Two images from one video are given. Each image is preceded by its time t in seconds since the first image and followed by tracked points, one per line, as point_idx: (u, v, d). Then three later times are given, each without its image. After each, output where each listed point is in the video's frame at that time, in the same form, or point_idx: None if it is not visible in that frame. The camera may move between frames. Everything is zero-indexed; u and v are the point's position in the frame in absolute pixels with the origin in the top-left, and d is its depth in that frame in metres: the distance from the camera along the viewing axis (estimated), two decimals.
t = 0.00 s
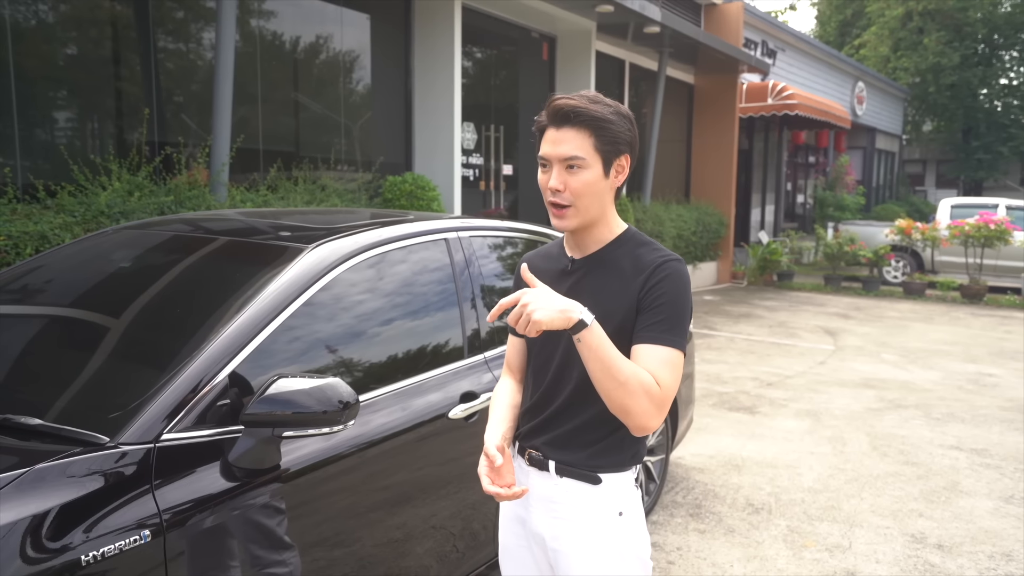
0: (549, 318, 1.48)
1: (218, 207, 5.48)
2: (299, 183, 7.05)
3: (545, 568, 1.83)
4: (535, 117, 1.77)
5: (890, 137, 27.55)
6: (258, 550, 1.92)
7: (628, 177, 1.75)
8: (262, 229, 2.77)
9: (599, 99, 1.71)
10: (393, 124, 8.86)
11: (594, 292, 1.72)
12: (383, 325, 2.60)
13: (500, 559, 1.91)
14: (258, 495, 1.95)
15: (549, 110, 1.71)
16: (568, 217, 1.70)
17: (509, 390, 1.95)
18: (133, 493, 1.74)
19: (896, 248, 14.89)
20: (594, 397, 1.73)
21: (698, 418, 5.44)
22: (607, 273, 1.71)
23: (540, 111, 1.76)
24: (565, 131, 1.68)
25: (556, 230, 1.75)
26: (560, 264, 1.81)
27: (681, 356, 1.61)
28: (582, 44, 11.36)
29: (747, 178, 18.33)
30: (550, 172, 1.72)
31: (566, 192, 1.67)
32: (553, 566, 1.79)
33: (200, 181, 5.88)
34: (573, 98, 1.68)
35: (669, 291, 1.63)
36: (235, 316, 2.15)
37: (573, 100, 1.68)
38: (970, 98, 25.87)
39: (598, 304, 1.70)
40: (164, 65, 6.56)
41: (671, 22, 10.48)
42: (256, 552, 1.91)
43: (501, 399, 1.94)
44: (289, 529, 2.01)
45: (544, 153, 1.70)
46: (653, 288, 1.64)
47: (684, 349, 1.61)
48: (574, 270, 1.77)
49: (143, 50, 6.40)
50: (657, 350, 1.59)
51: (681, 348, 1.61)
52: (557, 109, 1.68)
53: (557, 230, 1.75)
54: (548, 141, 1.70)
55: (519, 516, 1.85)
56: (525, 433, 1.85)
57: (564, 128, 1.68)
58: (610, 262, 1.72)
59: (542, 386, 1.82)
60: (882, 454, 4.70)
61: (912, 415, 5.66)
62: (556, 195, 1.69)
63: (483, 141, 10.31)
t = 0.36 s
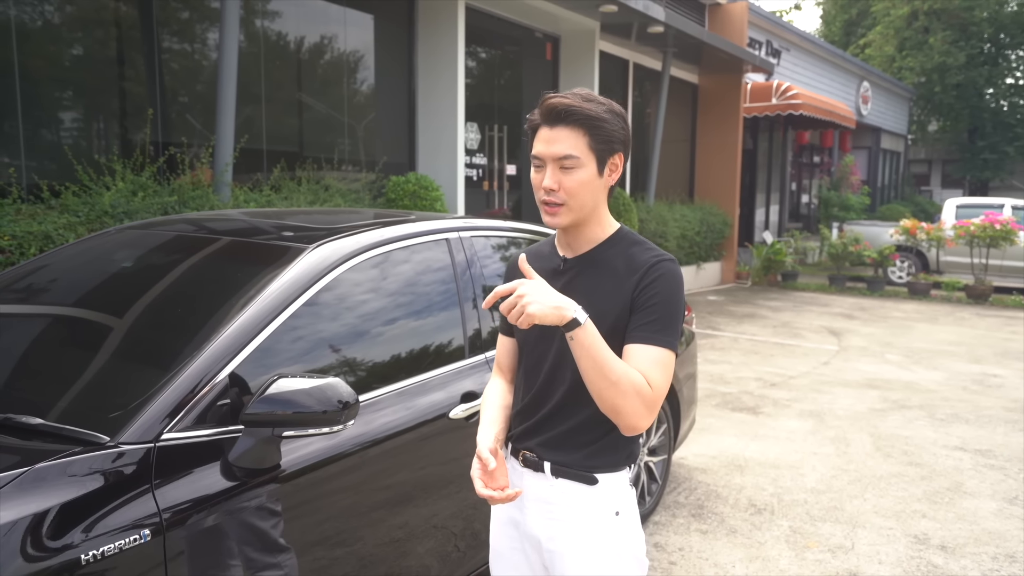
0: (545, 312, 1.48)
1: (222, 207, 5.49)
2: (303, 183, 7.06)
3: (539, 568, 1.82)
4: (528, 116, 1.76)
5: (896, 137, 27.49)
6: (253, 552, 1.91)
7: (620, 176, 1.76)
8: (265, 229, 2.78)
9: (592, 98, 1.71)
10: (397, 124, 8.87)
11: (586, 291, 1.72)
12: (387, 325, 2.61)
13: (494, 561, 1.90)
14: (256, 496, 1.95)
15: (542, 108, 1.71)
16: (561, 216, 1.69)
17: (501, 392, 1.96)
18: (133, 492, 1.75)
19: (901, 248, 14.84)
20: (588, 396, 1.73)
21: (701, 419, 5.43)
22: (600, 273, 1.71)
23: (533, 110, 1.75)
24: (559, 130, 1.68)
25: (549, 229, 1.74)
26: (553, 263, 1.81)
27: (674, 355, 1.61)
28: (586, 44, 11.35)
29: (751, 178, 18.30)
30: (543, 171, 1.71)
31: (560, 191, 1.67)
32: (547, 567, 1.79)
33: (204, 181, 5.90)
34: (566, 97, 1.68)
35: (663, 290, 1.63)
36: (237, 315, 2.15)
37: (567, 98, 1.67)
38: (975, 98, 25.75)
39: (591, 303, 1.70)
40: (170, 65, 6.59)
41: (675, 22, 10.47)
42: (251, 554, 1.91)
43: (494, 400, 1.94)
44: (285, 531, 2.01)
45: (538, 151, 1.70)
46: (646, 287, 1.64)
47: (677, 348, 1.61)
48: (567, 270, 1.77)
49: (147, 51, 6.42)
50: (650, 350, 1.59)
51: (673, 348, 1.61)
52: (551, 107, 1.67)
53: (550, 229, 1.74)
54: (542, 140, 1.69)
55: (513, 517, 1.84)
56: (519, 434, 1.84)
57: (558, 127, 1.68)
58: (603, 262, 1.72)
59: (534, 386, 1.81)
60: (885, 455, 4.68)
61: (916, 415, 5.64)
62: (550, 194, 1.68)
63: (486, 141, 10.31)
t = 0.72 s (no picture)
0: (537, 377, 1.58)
1: (225, 207, 5.51)
2: (305, 183, 7.07)
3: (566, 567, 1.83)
4: (551, 96, 1.73)
5: (900, 136, 27.43)
6: (243, 552, 1.90)
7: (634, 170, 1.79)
8: (266, 228, 2.79)
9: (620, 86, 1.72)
10: (400, 124, 8.87)
11: (602, 291, 1.70)
12: (390, 324, 2.62)
13: (508, 563, 1.89)
14: (251, 496, 1.95)
15: (575, 92, 1.69)
16: (585, 206, 1.69)
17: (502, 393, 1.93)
18: (131, 491, 1.76)
19: (905, 247, 14.80)
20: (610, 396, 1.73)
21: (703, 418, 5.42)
22: (614, 270, 1.71)
23: (559, 90, 1.73)
24: (593, 117, 1.68)
25: (562, 219, 1.73)
26: (557, 260, 1.78)
27: (705, 350, 1.64)
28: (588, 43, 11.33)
29: (755, 178, 18.27)
30: (569, 158, 1.70)
31: (589, 180, 1.67)
32: (577, 565, 1.80)
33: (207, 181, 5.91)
34: (601, 83, 1.68)
35: (683, 286, 1.64)
36: (238, 313, 2.16)
37: (602, 85, 1.67)
38: (981, 97, 25.65)
39: (608, 304, 1.69)
40: (175, 65, 6.61)
41: (678, 22, 10.46)
42: (245, 554, 1.90)
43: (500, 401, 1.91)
44: (276, 531, 1.99)
45: (567, 136, 1.68)
46: (668, 285, 1.65)
47: (706, 343, 1.64)
48: (575, 267, 1.75)
49: (151, 51, 6.44)
50: (682, 349, 1.62)
51: (703, 343, 1.64)
52: (586, 93, 1.67)
53: (564, 219, 1.72)
54: (574, 126, 1.68)
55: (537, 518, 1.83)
56: (541, 438, 1.83)
57: (592, 113, 1.68)
58: (616, 259, 1.72)
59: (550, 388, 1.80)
60: (888, 455, 4.67)
61: (919, 415, 5.63)
62: (578, 181, 1.68)
63: (489, 141, 10.31)
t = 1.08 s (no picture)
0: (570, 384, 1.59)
1: (229, 208, 5.56)
2: (309, 183, 7.12)
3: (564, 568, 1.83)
4: (538, 118, 1.78)
5: (909, 136, 27.29)
6: (241, 544, 1.95)
7: (635, 173, 1.77)
8: (266, 228, 2.84)
9: (601, 99, 1.71)
10: (404, 124, 8.92)
11: (608, 291, 1.72)
12: (395, 321, 2.71)
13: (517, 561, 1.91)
14: (248, 488, 2.00)
15: (553, 113, 1.72)
16: (577, 221, 1.72)
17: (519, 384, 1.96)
18: (126, 484, 1.79)
19: (913, 248, 14.72)
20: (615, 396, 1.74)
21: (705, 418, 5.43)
22: (620, 272, 1.72)
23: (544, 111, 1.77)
24: (571, 136, 1.70)
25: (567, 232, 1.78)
26: (569, 260, 1.81)
27: (713, 355, 1.64)
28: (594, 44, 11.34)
29: (762, 178, 18.22)
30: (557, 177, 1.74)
31: (575, 197, 1.70)
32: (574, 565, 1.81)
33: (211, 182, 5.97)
34: (575, 101, 1.69)
35: (688, 291, 1.63)
36: (235, 309, 2.21)
37: (576, 104, 1.69)
38: (992, 96, 25.48)
39: (614, 304, 1.70)
40: (183, 67, 6.67)
41: (683, 22, 10.46)
42: (242, 546, 1.95)
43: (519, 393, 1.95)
44: (273, 525, 2.04)
45: (551, 158, 1.73)
46: (672, 286, 1.65)
47: (713, 347, 1.63)
48: (584, 267, 1.77)
49: (159, 52, 6.50)
50: (689, 354, 1.62)
51: (709, 347, 1.63)
52: (560, 114, 1.69)
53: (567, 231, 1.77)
54: (553, 147, 1.72)
55: (538, 515, 1.86)
56: (544, 432, 1.85)
57: (568, 133, 1.70)
58: (624, 260, 1.73)
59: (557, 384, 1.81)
60: (888, 455, 4.67)
61: (921, 416, 5.62)
62: (565, 200, 1.72)
63: (494, 141, 10.33)
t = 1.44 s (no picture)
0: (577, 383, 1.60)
1: (230, 208, 5.58)
2: (311, 183, 7.15)
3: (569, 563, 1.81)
4: (566, 100, 1.75)
5: (911, 136, 27.27)
6: (236, 543, 1.96)
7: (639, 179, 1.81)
8: (268, 227, 2.86)
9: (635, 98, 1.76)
10: (405, 124, 8.94)
11: (605, 290, 1.69)
12: (396, 320, 2.73)
13: (515, 560, 1.87)
14: (246, 487, 2.01)
15: (592, 97, 1.71)
16: (596, 207, 1.68)
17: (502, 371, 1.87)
18: (127, 481, 1.81)
19: (914, 248, 14.72)
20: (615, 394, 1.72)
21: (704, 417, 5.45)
22: (616, 269, 1.70)
23: (574, 95, 1.75)
24: (608, 120, 1.69)
25: (569, 218, 1.72)
26: (559, 260, 1.76)
27: (712, 346, 1.67)
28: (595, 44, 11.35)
29: (763, 178, 18.22)
30: (582, 159, 1.71)
31: (601, 181, 1.67)
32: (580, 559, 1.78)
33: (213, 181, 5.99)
34: (618, 89, 1.71)
35: (686, 285, 1.65)
36: (234, 308, 2.23)
37: (620, 91, 1.70)
38: (994, 96, 25.46)
39: (612, 302, 1.68)
40: (186, 67, 6.70)
41: (684, 22, 10.47)
42: (238, 546, 1.96)
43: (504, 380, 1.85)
44: (270, 524, 2.06)
45: (583, 137, 1.69)
46: (672, 283, 1.66)
47: (712, 340, 1.66)
48: (578, 267, 1.73)
49: (161, 52, 6.52)
50: (692, 348, 1.64)
51: (709, 339, 1.66)
52: (605, 97, 1.69)
53: (572, 219, 1.72)
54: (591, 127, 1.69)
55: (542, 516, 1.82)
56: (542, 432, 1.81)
57: (607, 117, 1.69)
58: (618, 258, 1.71)
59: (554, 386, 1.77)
60: (887, 454, 4.68)
61: (920, 415, 5.63)
62: (590, 181, 1.68)
63: (495, 141, 10.35)
